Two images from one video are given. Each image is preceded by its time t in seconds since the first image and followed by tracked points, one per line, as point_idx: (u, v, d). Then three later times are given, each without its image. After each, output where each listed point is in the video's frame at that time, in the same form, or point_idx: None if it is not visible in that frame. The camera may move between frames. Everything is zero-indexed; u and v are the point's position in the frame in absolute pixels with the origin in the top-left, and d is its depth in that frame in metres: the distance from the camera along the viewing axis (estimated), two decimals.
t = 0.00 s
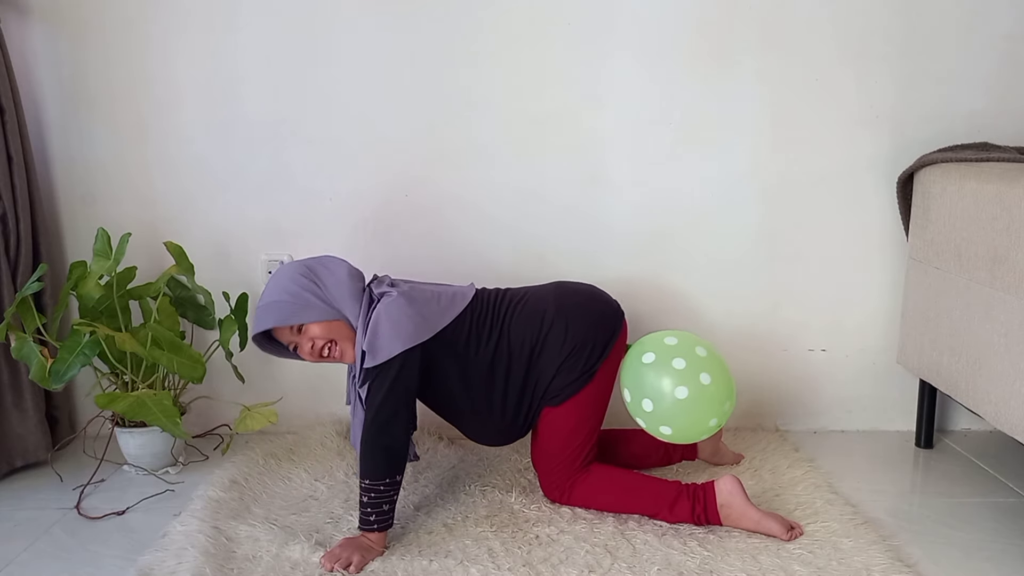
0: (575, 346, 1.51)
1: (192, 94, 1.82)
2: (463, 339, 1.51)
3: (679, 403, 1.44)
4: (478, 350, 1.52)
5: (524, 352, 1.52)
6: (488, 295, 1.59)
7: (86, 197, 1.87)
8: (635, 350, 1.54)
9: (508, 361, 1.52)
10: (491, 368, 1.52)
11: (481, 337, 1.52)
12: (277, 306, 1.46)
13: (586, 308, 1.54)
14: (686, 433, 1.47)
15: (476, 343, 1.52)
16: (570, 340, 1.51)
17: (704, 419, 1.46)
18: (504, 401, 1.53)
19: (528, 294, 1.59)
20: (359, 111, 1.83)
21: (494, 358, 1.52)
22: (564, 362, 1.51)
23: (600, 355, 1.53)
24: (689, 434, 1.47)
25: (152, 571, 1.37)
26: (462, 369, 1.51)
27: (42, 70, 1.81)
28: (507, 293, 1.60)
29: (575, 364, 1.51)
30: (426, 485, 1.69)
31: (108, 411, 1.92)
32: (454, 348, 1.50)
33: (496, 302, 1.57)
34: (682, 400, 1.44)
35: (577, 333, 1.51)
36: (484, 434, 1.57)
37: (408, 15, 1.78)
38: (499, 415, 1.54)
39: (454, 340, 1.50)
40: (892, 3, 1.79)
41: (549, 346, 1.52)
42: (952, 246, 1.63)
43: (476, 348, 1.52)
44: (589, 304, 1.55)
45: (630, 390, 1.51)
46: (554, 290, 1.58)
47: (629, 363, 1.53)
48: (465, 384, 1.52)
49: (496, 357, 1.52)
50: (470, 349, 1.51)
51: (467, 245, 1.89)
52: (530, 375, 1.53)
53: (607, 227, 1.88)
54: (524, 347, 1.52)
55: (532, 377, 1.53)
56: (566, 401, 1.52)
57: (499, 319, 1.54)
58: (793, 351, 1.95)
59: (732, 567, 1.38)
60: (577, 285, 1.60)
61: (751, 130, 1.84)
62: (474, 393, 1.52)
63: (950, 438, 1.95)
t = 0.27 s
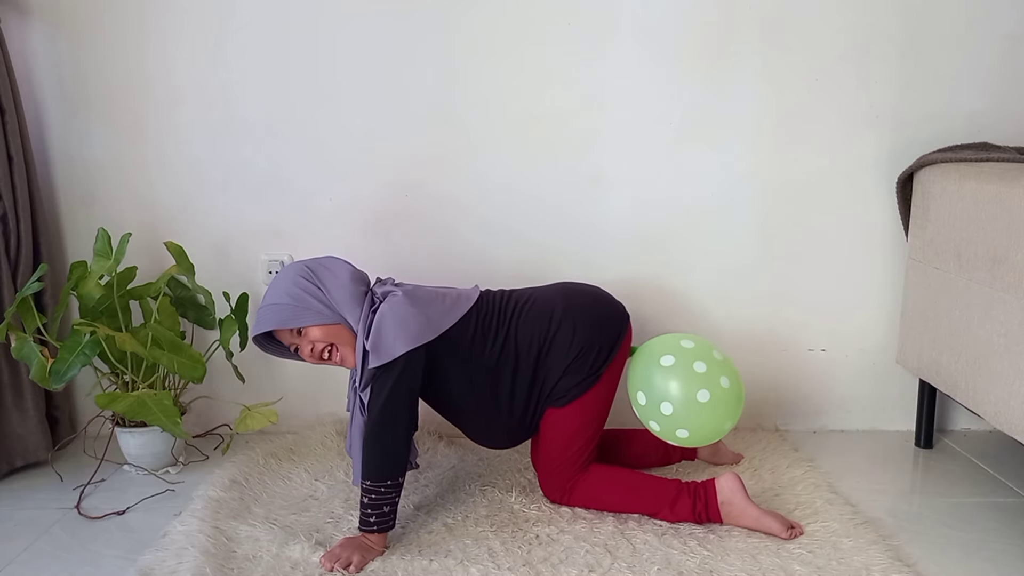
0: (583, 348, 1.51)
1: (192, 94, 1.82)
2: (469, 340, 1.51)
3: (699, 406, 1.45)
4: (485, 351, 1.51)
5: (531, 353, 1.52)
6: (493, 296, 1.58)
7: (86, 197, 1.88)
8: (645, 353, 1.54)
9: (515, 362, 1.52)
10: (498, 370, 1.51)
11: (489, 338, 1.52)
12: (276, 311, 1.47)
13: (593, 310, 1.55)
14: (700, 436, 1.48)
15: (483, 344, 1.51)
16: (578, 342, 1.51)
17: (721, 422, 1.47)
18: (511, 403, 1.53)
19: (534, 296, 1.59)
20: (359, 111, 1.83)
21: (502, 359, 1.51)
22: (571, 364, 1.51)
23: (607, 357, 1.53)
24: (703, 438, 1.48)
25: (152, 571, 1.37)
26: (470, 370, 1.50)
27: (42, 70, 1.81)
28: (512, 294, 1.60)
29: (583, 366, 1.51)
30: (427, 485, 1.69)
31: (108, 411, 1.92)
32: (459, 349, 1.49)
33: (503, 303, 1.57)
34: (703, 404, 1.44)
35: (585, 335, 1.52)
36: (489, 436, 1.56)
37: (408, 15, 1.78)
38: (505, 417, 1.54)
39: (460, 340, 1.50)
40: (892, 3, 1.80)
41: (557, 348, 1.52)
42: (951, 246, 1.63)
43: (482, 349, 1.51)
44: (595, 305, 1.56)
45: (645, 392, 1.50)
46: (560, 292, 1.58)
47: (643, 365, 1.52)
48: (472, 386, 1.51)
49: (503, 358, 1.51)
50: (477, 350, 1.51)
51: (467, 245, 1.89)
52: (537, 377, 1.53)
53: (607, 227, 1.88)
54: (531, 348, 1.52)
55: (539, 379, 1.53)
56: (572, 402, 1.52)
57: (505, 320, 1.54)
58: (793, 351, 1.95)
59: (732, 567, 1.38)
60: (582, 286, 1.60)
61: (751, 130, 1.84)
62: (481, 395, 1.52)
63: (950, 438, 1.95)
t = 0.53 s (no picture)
0: (592, 351, 1.51)
1: (193, 94, 1.82)
2: (477, 339, 1.50)
3: (693, 415, 1.44)
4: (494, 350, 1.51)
5: (540, 354, 1.52)
6: (503, 294, 1.58)
7: (85, 197, 1.87)
8: (648, 356, 1.54)
9: (523, 363, 1.51)
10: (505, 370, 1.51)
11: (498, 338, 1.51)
12: (286, 281, 1.46)
13: (602, 313, 1.54)
14: (693, 445, 1.47)
15: (491, 343, 1.51)
16: (587, 345, 1.51)
17: (715, 433, 1.46)
18: (517, 402, 1.53)
19: (542, 295, 1.58)
20: (359, 111, 1.83)
21: (510, 359, 1.51)
22: (579, 366, 1.51)
23: (615, 360, 1.53)
24: (695, 446, 1.48)
25: (152, 571, 1.37)
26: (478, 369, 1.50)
27: (42, 71, 1.81)
28: (521, 293, 1.59)
29: (591, 369, 1.51)
30: (427, 485, 1.69)
31: (108, 411, 1.92)
32: (466, 349, 1.49)
33: (512, 302, 1.56)
34: (697, 413, 1.44)
35: (594, 337, 1.52)
36: (492, 434, 1.56)
37: (408, 15, 1.78)
38: (510, 416, 1.53)
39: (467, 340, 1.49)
40: (892, 3, 1.80)
41: (566, 350, 1.51)
42: (951, 246, 1.63)
43: (490, 349, 1.51)
44: (605, 307, 1.56)
45: (641, 395, 1.50)
46: (570, 292, 1.58)
47: (642, 368, 1.52)
48: (478, 386, 1.51)
49: (512, 359, 1.51)
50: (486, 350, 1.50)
51: (467, 245, 1.89)
52: (544, 378, 1.52)
53: (608, 227, 1.88)
54: (540, 349, 1.52)
55: (546, 379, 1.53)
56: (578, 403, 1.52)
57: (515, 320, 1.53)
58: (793, 351, 1.95)
59: (732, 567, 1.38)
60: (590, 288, 1.60)
61: (751, 130, 1.84)
62: (487, 394, 1.52)
63: (950, 438, 1.95)
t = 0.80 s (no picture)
0: (575, 345, 1.51)
1: (193, 95, 1.82)
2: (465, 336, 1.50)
3: (679, 422, 1.45)
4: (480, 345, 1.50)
5: (525, 349, 1.52)
6: (493, 292, 1.58)
7: (86, 197, 1.87)
8: (640, 356, 1.53)
9: (509, 357, 1.51)
10: (493, 366, 1.51)
11: (484, 333, 1.51)
12: (338, 257, 1.38)
13: (588, 308, 1.54)
14: (675, 450, 1.48)
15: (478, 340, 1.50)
16: (570, 339, 1.51)
17: (698, 440, 1.47)
18: (503, 397, 1.53)
19: (530, 292, 1.58)
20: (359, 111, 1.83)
21: (497, 355, 1.51)
22: (563, 360, 1.51)
23: (600, 354, 1.53)
24: (677, 451, 1.49)
25: (152, 571, 1.37)
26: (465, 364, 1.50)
27: (43, 71, 1.81)
28: (510, 291, 1.59)
29: (575, 363, 1.51)
30: (427, 485, 1.69)
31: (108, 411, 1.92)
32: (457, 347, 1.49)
33: (501, 298, 1.56)
34: (684, 420, 1.44)
35: (578, 332, 1.51)
36: (482, 430, 1.57)
37: (408, 15, 1.78)
38: (500, 413, 1.54)
39: (463, 337, 1.49)
40: (892, 3, 1.80)
41: (550, 344, 1.51)
42: (951, 246, 1.63)
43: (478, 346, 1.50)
44: (590, 302, 1.55)
45: (630, 396, 1.50)
46: (557, 289, 1.58)
47: (634, 369, 1.51)
48: (466, 381, 1.51)
49: (496, 353, 1.51)
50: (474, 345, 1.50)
51: (466, 245, 1.89)
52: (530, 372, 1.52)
53: (607, 227, 1.88)
54: (525, 344, 1.52)
55: (531, 374, 1.53)
56: (565, 398, 1.52)
57: (501, 315, 1.53)
58: (793, 351, 1.95)
59: (732, 567, 1.38)
60: (578, 285, 1.60)
61: (751, 130, 1.84)
62: (474, 389, 1.52)
63: (950, 438, 1.95)
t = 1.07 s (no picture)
0: (569, 345, 1.52)
1: (193, 95, 1.82)
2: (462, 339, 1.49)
3: (675, 413, 1.45)
4: (475, 347, 1.50)
5: (520, 350, 1.51)
6: (485, 292, 1.57)
7: (86, 197, 1.87)
8: (631, 350, 1.54)
9: (504, 359, 1.51)
10: (489, 368, 1.50)
11: (480, 334, 1.50)
12: (348, 275, 1.35)
13: (580, 307, 1.55)
14: (675, 441, 1.48)
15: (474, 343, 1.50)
16: (564, 339, 1.51)
17: (697, 430, 1.47)
18: (499, 399, 1.52)
19: (522, 293, 1.59)
20: (359, 111, 1.83)
21: (493, 357, 1.51)
22: (558, 361, 1.51)
23: (593, 354, 1.54)
24: (678, 443, 1.49)
25: (152, 571, 1.37)
26: (461, 366, 1.49)
27: (42, 71, 1.81)
28: (501, 292, 1.59)
29: (570, 363, 1.51)
30: (427, 485, 1.69)
31: (108, 411, 1.92)
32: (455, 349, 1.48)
33: (494, 300, 1.56)
34: (679, 411, 1.44)
35: (572, 331, 1.52)
36: (478, 433, 1.56)
37: (408, 15, 1.78)
38: (497, 415, 1.53)
39: (462, 339, 1.48)
40: (892, 3, 1.79)
41: (544, 345, 1.52)
42: (951, 246, 1.63)
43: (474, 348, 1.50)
44: (582, 301, 1.56)
45: (624, 393, 1.50)
46: (549, 289, 1.58)
47: (625, 364, 1.52)
48: (463, 383, 1.50)
49: (491, 355, 1.50)
50: (471, 349, 1.49)
51: (466, 245, 1.89)
52: (525, 374, 1.52)
53: (607, 228, 1.88)
54: (520, 345, 1.51)
55: (527, 376, 1.52)
56: (561, 399, 1.53)
57: (494, 316, 1.53)
58: (793, 351, 1.95)
59: (732, 567, 1.38)
60: (569, 285, 1.61)
61: (751, 130, 1.84)
62: (470, 392, 1.51)
63: (950, 438, 1.95)
